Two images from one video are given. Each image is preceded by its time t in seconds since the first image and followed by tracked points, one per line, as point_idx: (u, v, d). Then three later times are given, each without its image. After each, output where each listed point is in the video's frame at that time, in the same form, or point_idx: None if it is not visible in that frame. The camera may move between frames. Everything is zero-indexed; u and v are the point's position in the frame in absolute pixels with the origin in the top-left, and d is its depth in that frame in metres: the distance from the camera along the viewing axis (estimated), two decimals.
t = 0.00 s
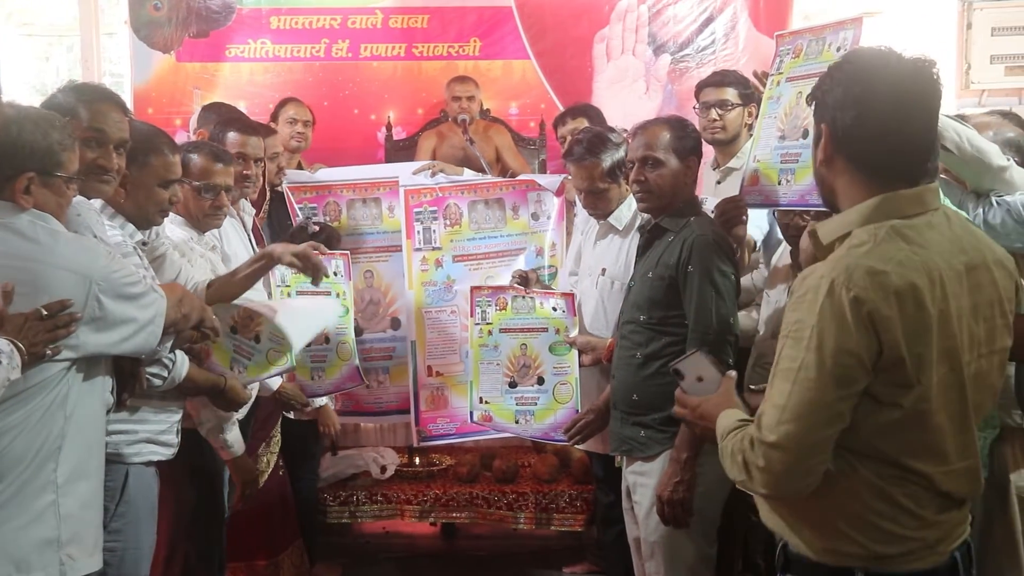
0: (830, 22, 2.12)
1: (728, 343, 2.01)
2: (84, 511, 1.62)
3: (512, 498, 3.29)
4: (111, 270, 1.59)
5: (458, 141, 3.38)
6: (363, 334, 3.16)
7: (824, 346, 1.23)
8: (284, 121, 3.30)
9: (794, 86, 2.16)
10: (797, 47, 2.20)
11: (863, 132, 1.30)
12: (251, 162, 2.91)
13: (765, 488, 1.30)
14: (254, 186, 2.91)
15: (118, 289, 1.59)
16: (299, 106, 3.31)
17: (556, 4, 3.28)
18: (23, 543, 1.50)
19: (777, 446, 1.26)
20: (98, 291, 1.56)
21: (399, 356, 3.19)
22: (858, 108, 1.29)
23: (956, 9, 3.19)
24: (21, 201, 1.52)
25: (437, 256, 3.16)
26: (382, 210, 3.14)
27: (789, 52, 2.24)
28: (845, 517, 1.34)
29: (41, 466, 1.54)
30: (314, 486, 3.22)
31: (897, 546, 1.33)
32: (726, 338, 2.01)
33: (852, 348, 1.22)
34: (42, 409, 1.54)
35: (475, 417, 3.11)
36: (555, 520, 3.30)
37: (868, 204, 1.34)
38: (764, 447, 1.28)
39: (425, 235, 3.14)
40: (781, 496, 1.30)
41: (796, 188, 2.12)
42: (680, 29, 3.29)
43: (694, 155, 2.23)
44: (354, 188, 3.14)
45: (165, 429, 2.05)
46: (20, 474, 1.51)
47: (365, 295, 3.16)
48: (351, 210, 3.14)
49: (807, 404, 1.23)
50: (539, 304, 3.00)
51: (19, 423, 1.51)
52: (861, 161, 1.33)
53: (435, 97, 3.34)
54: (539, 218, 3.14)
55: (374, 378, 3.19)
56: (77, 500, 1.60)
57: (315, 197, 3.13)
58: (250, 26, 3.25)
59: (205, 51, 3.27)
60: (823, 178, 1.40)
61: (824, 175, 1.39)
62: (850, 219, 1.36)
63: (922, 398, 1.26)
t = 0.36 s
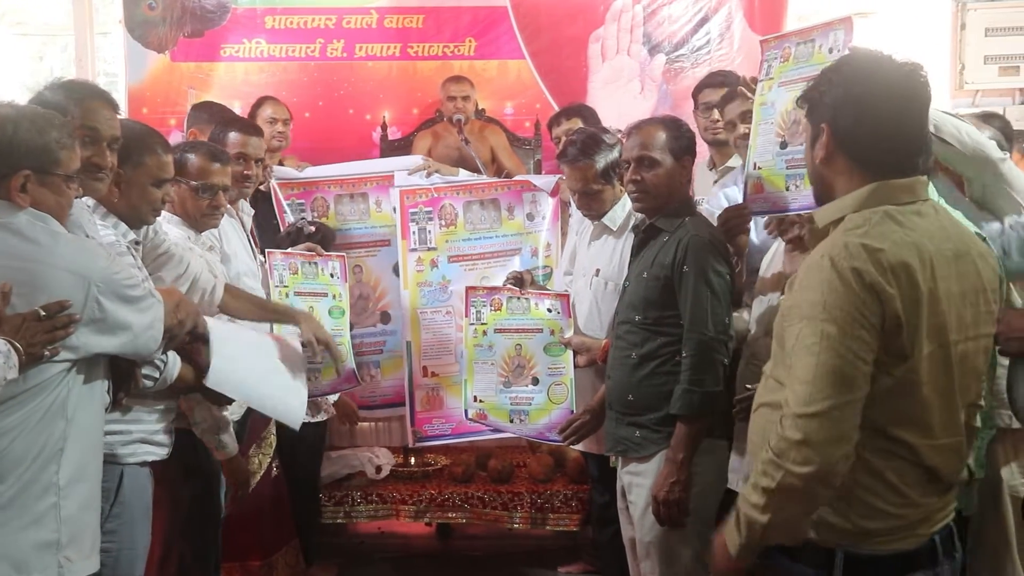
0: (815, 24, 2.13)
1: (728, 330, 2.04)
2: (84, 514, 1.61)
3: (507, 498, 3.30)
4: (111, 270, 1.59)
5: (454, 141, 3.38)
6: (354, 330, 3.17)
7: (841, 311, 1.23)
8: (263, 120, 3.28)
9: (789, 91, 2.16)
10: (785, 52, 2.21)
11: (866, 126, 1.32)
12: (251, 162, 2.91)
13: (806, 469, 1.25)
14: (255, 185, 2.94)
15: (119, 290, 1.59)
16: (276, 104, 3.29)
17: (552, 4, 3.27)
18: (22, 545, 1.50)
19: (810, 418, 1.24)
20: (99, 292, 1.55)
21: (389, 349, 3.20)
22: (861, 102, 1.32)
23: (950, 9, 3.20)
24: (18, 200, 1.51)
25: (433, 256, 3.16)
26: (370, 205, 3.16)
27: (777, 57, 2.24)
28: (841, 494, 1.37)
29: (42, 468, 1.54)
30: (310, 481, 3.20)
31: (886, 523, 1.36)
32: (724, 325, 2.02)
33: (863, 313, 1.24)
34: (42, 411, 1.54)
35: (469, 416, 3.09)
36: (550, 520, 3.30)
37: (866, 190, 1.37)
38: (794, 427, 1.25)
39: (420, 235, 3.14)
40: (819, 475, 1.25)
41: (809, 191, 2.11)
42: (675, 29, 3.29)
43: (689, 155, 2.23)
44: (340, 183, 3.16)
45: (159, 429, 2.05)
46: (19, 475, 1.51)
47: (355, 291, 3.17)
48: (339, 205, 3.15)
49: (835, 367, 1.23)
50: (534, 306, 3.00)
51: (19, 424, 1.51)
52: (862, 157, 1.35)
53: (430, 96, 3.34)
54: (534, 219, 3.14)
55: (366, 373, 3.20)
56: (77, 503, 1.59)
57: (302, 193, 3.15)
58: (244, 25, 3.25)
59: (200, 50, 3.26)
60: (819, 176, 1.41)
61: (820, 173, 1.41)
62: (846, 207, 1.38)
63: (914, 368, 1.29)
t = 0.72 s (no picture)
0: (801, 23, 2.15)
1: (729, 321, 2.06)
2: (81, 513, 1.60)
3: (500, 498, 3.30)
4: (104, 267, 1.59)
5: (447, 141, 3.37)
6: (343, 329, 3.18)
7: (851, 291, 1.30)
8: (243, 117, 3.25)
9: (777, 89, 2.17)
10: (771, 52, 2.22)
11: (856, 128, 1.39)
12: (245, 162, 2.92)
13: (829, 437, 1.30)
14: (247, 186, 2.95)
15: (112, 287, 1.59)
16: (257, 104, 3.27)
17: (545, 4, 3.28)
18: (16, 544, 1.49)
19: (829, 389, 1.28)
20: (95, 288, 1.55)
21: (376, 347, 3.20)
22: (851, 103, 1.38)
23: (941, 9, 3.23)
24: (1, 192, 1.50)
25: (426, 257, 3.17)
26: (356, 204, 3.18)
27: (762, 57, 2.25)
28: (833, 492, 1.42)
29: (36, 466, 1.53)
30: (302, 481, 3.19)
31: (870, 515, 1.43)
32: (726, 323, 2.03)
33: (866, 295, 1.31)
34: (38, 407, 1.54)
35: (462, 412, 3.11)
36: (543, 520, 3.31)
37: (850, 186, 1.44)
38: (811, 397, 1.30)
39: (412, 237, 3.15)
40: (839, 443, 1.30)
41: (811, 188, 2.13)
42: (668, 29, 3.29)
43: (682, 154, 2.25)
44: (328, 183, 3.18)
45: (154, 426, 2.04)
46: (15, 472, 1.50)
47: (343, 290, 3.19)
48: (326, 205, 3.14)
49: (850, 341, 1.28)
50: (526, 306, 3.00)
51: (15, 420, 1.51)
52: (850, 156, 1.42)
53: (423, 96, 3.34)
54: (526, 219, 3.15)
55: (354, 371, 3.20)
56: (72, 502, 1.58)
57: (289, 193, 3.20)
58: (237, 25, 3.25)
59: (192, 50, 3.26)
60: (803, 176, 1.49)
61: (806, 174, 1.48)
62: (833, 199, 1.45)
63: (905, 362, 1.36)
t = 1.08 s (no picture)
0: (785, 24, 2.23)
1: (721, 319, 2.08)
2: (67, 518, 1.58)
3: (490, 497, 3.29)
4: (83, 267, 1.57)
5: (437, 140, 3.37)
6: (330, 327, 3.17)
7: (828, 288, 1.30)
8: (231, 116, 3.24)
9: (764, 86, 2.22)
10: (756, 52, 2.29)
11: (828, 125, 1.41)
12: (232, 161, 2.92)
13: (804, 440, 1.29)
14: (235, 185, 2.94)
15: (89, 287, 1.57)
16: (244, 103, 3.26)
17: (534, 3, 3.28)
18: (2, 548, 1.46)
19: (803, 390, 1.29)
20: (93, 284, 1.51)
21: (363, 345, 3.20)
22: (824, 102, 1.40)
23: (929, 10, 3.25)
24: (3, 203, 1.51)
25: (414, 257, 3.12)
26: (345, 200, 3.14)
27: (748, 58, 2.32)
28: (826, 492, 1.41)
29: (24, 469, 1.51)
30: (288, 483, 3.20)
31: (867, 513, 1.42)
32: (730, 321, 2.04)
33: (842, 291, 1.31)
34: (23, 410, 1.52)
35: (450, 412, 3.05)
36: (533, 519, 3.30)
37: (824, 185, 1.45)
38: (789, 399, 1.30)
39: (400, 236, 3.11)
40: (817, 448, 1.30)
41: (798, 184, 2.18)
42: (657, 29, 3.29)
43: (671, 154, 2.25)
44: (318, 178, 3.13)
45: (144, 427, 2.03)
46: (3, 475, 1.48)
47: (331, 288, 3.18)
48: (314, 200, 3.13)
49: (826, 341, 1.28)
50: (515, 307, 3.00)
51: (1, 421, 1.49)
52: (824, 154, 1.44)
53: (413, 96, 3.34)
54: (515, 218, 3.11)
55: (342, 369, 3.20)
56: (57, 506, 1.56)
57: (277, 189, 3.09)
58: (226, 24, 3.23)
59: (181, 49, 3.24)
60: (774, 178, 1.49)
61: (778, 176, 1.48)
62: (807, 198, 1.46)
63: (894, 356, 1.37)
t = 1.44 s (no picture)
0: (766, 28, 2.25)
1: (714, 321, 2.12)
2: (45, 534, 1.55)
3: (479, 498, 3.31)
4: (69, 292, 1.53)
5: (426, 140, 3.37)
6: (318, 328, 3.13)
7: (833, 308, 1.35)
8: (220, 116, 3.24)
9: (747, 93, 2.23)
10: (740, 58, 2.29)
11: (800, 134, 1.48)
12: (221, 162, 2.91)
13: (815, 459, 1.35)
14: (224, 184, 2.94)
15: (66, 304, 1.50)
16: (233, 102, 3.26)
17: (524, 3, 3.27)
18: None
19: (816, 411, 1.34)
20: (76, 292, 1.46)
21: (354, 346, 3.16)
22: (796, 112, 1.47)
23: (917, 10, 3.26)
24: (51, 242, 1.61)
25: (402, 258, 3.08)
26: (336, 201, 3.10)
27: (733, 63, 2.32)
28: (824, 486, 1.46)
29: (12, 494, 1.45)
30: (280, 482, 3.21)
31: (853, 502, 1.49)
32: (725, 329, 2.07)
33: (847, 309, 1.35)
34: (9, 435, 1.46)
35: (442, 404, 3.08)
36: (522, 519, 3.32)
37: (805, 191, 1.51)
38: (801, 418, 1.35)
39: (389, 238, 3.07)
40: (826, 464, 1.36)
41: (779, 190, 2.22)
42: (646, 30, 3.29)
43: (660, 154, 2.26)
44: (308, 178, 3.08)
45: (131, 427, 2.03)
46: None
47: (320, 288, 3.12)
48: (305, 200, 3.07)
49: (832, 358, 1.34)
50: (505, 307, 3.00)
51: None
52: (799, 159, 1.50)
53: (403, 96, 3.34)
54: (505, 219, 3.06)
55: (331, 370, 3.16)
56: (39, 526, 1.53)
57: (267, 187, 3.05)
58: (215, 24, 3.22)
59: (169, 49, 3.23)
60: (754, 182, 1.56)
61: (758, 180, 1.55)
62: (797, 202, 1.51)
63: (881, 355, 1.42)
